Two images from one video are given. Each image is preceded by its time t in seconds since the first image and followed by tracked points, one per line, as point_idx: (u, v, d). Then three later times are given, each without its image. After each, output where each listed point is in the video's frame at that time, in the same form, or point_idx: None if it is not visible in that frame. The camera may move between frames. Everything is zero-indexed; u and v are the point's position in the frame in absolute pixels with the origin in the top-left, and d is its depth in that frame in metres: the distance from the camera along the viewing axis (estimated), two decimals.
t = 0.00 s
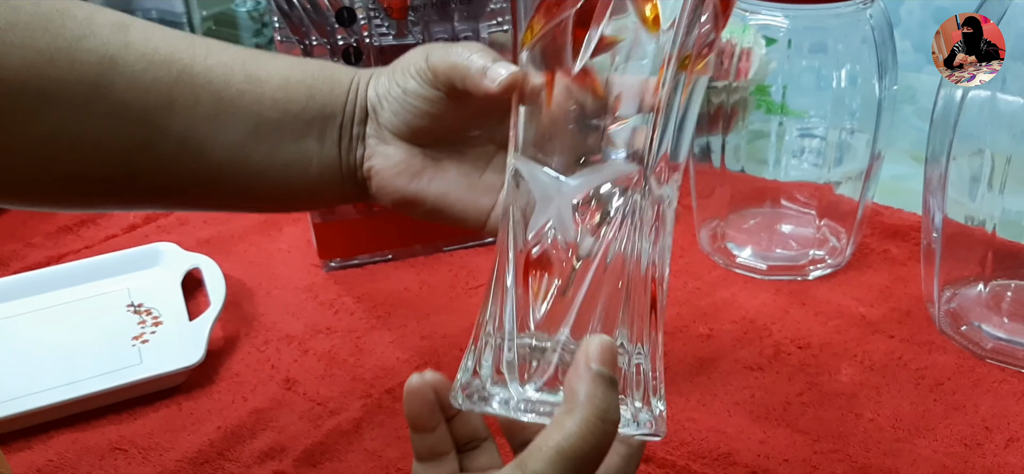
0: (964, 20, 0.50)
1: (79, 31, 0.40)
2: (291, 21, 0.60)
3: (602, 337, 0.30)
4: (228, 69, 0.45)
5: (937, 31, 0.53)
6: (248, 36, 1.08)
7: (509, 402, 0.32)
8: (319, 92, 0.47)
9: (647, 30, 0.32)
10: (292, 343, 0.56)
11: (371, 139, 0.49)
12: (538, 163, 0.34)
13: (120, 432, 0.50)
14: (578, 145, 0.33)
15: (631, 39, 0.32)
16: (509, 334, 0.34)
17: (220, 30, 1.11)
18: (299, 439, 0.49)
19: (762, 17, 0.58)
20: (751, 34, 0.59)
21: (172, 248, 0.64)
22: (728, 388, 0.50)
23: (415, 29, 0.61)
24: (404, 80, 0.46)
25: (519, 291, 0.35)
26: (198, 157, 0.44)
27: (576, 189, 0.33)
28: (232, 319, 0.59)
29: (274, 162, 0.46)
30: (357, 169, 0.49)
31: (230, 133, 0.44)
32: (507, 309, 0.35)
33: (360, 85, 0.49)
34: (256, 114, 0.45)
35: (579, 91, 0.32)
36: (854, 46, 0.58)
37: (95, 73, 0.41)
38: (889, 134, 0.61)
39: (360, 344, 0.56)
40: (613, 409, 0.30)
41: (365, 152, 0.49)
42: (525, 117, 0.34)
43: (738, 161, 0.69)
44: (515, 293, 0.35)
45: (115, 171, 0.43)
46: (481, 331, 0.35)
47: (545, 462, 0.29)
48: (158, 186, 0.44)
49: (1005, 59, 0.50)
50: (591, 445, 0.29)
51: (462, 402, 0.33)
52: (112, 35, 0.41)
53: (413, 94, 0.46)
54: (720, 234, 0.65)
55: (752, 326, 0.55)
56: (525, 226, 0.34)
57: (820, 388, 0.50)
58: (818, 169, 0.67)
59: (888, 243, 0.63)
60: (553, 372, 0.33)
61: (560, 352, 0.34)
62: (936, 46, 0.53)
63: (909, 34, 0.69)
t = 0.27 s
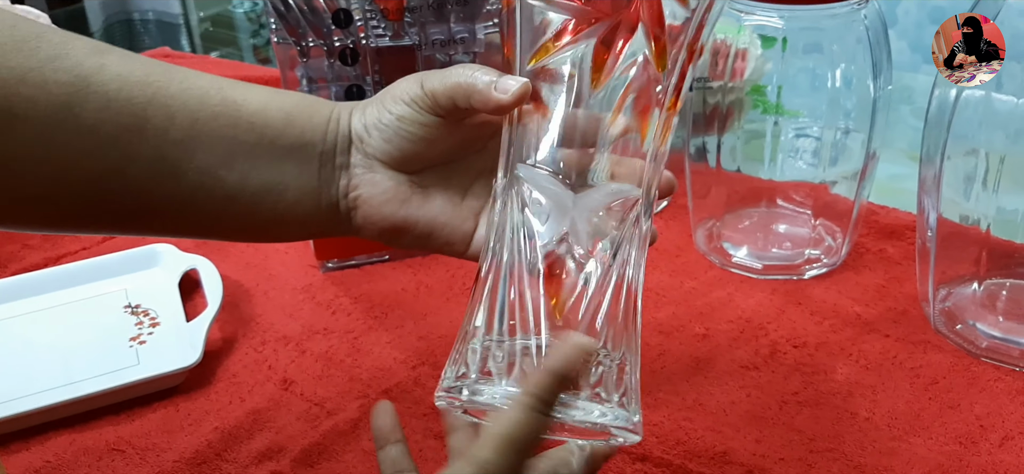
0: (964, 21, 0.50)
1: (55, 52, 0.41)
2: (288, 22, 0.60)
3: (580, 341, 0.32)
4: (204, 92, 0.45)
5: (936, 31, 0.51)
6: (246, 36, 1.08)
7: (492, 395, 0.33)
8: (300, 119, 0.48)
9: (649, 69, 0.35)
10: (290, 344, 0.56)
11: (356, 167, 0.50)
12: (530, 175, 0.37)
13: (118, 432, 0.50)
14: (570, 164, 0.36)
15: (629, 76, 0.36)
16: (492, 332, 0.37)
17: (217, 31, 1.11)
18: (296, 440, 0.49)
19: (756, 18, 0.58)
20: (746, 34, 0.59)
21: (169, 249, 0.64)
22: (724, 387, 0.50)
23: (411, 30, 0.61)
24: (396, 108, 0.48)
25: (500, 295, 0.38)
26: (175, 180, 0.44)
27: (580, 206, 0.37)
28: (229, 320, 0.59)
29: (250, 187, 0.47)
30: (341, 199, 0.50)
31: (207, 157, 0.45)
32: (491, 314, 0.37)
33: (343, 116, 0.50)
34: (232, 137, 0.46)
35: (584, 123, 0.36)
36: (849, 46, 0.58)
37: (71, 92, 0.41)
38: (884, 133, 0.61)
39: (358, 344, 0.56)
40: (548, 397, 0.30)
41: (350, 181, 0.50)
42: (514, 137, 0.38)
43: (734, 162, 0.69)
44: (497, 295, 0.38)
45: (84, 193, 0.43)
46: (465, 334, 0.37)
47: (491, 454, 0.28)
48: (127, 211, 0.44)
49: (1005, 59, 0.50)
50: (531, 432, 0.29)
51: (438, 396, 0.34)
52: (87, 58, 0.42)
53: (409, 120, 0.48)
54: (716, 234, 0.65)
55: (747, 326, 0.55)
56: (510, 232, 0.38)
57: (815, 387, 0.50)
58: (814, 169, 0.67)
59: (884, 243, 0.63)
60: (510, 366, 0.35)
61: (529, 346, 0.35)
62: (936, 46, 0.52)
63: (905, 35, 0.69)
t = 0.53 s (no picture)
0: (964, 21, 0.50)
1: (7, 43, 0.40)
2: (286, 20, 0.60)
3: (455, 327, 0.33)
4: (158, 77, 0.44)
5: (936, 31, 0.51)
6: (242, 35, 1.08)
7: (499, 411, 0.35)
8: (266, 103, 0.47)
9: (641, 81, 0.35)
10: (288, 342, 0.56)
11: (326, 151, 0.48)
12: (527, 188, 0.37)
13: (115, 431, 0.50)
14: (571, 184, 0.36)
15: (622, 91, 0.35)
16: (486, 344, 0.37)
17: (214, 29, 1.11)
18: (295, 438, 0.49)
19: (754, 16, 0.58)
20: (744, 32, 0.59)
21: (167, 247, 0.64)
22: (723, 385, 0.50)
23: (409, 28, 0.61)
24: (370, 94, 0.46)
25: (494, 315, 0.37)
26: (132, 169, 0.44)
27: (586, 223, 0.36)
28: (227, 318, 0.59)
29: (209, 173, 0.46)
30: (309, 180, 0.49)
31: (165, 145, 0.44)
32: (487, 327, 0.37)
33: (315, 96, 0.48)
34: (189, 125, 0.45)
35: (574, 119, 0.35)
36: (847, 44, 0.58)
37: (24, 84, 0.40)
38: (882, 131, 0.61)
39: (356, 342, 0.56)
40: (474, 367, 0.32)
41: (319, 165, 0.48)
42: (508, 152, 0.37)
43: (733, 159, 0.69)
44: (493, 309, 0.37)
45: (44, 187, 0.42)
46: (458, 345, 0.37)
47: (439, 429, 0.30)
48: (87, 202, 0.44)
49: (1005, 58, 0.50)
50: (470, 394, 0.31)
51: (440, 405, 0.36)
52: (37, 47, 0.41)
53: (385, 111, 0.46)
54: (715, 231, 0.65)
55: (746, 323, 0.55)
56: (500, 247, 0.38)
57: (814, 385, 0.50)
58: (812, 167, 0.67)
59: (882, 240, 0.63)
60: (517, 382, 0.36)
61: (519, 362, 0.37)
62: (936, 47, 0.52)
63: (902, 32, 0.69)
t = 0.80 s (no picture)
0: (964, 21, 0.49)
1: (14, 47, 0.40)
2: (284, 19, 0.60)
3: (513, 339, 0.30)
4: (162, 86, 0.44)
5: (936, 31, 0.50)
6: (241, 35, 1.08)
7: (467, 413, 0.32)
8: (252, 112, 0.48)
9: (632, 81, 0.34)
10: (287, 342, 0.56)
11: (305, 160, 0.49)
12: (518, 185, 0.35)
13: (115, 431, 0.50)
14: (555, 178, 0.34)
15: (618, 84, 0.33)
16: (465, 346, 0.34)
17: (213, 29, 1.11)
18: (294, 437, 0.49)
19: (754, 16, 0.58)
20: (743, 32, 0.59)
21: (166, 247, 0.64)
22: (722, 384, 0.50)
23: (408, 27, 0.61)
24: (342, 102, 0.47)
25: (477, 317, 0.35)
26: (131, 176, 0.43)
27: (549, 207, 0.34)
28: (226, 318, 0.59)
29: (207, 181, 0.46)
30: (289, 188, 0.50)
31: (164, 153, 0.44)
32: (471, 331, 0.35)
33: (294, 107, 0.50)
34: (191, 133, 0.45)
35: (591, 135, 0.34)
36: (845, 43, 0.58)
37: (26, 86, 0.40)
38: (881, 131, 0.61)
39: (355, 342, 0.56)
40: (529, 400, 0.29)
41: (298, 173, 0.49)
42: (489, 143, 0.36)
43: (732, 158, 0.69)
44: (483, 307, 0.35)
45: (36, 185, 0.41)
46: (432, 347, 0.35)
47: (472, 458, 0.29)
48: (83, 205, 0.43)
49: (1004, 58, 0.49)
50: (512, 440, 0.29)
51: (411, 411, 0.32)
52: (45, 52, 0.41)
53: (351, 114, 0.47)
54: (714, 231, 0.65)
55: (745, 322, 0.55)
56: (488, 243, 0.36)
57: (813, 384, 0.50)
58: (811, 166, 0.67)
59: (881, 240, 0.63)
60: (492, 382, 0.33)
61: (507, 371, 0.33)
62: (935, 46, 0.51)
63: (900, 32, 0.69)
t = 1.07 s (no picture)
0: (964, 21, 0.50)
1: (14, 62, 0.41)
2: (292, 21, 0.60)
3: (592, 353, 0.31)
4: (161, 102, 0.44)
5: (936, 31, 0.52)
6: (243, 35, 1.09)
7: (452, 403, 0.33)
8: (252, 127, 0.47)
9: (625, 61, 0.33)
10: (294, 341, 0.57)
11: (309, 174, 0.49)
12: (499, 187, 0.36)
13: (123, 430, 0.50)
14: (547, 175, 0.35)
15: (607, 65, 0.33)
16: (460, 345, 0.36)
17: (216, 29, 1.12)
18: (301, 436, 0.49)
19: (758, 18, 0.58)
20: (747, 34, 0.59)
21: (172, 247, 0.64)
22: (726, 385, 0.50)
23: (414, 30, 0.62)
24: (346, 115, 0.47)
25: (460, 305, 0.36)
26: (131, 190, 0.44)
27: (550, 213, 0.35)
28: (232, 318, 0.59)
29: (205, 196, 0.46)
30: (292, 203, 0.50)
31: (162, 169, 0.44)
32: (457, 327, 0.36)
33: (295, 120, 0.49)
34: (188, 149, 0.45)
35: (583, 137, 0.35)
36: (848, 44, 0.59)
37: (27, 102, 0.41)
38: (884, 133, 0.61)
39: (361, 342, 0.57)
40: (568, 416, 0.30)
41: (303, 188, 0.49)
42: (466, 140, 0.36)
43: (735, 160, 0.69)
44: (478, 307, 0.36)
45: (41, 204, 0.42)
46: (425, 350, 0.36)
47: (495, 444, 0.30)
48: (88, 216, 0.44)
49: (1005, 59, 0.50)
50: (536, 437, 0.30)
51: (411, 409, 0.33)
52: (46, 67, 0.41)
53: (355, 127, 0.47)
54: (717, 232, 0.65)
55: (749, 323, 0.56)
56: (480, 242, 0.36)
57: (817, 384, 0.50)
58: (815, 169, 0.68)
59: (883, 241, 0.64)
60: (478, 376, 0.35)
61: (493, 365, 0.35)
62: (935, 46, 0.52)
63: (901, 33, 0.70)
